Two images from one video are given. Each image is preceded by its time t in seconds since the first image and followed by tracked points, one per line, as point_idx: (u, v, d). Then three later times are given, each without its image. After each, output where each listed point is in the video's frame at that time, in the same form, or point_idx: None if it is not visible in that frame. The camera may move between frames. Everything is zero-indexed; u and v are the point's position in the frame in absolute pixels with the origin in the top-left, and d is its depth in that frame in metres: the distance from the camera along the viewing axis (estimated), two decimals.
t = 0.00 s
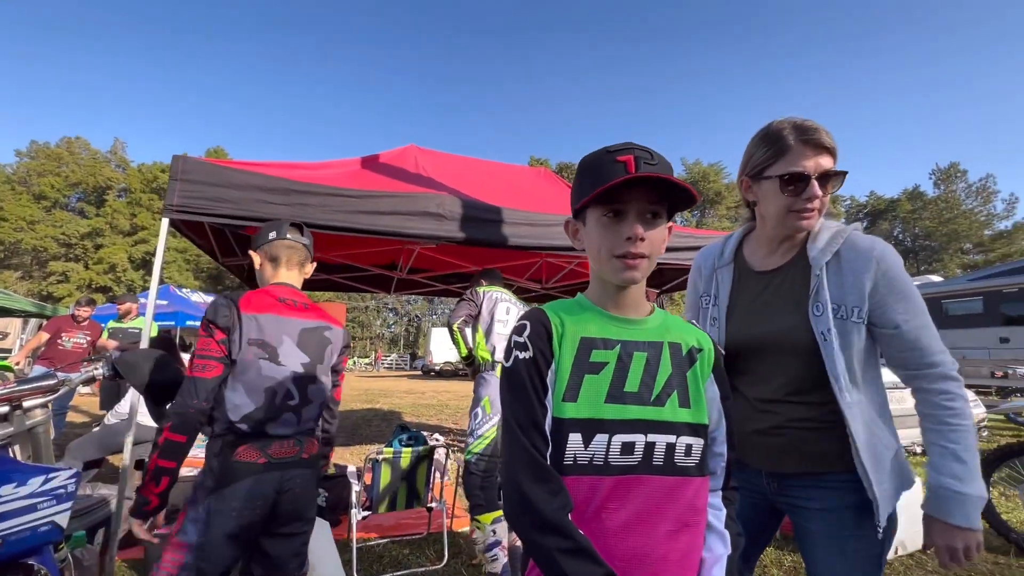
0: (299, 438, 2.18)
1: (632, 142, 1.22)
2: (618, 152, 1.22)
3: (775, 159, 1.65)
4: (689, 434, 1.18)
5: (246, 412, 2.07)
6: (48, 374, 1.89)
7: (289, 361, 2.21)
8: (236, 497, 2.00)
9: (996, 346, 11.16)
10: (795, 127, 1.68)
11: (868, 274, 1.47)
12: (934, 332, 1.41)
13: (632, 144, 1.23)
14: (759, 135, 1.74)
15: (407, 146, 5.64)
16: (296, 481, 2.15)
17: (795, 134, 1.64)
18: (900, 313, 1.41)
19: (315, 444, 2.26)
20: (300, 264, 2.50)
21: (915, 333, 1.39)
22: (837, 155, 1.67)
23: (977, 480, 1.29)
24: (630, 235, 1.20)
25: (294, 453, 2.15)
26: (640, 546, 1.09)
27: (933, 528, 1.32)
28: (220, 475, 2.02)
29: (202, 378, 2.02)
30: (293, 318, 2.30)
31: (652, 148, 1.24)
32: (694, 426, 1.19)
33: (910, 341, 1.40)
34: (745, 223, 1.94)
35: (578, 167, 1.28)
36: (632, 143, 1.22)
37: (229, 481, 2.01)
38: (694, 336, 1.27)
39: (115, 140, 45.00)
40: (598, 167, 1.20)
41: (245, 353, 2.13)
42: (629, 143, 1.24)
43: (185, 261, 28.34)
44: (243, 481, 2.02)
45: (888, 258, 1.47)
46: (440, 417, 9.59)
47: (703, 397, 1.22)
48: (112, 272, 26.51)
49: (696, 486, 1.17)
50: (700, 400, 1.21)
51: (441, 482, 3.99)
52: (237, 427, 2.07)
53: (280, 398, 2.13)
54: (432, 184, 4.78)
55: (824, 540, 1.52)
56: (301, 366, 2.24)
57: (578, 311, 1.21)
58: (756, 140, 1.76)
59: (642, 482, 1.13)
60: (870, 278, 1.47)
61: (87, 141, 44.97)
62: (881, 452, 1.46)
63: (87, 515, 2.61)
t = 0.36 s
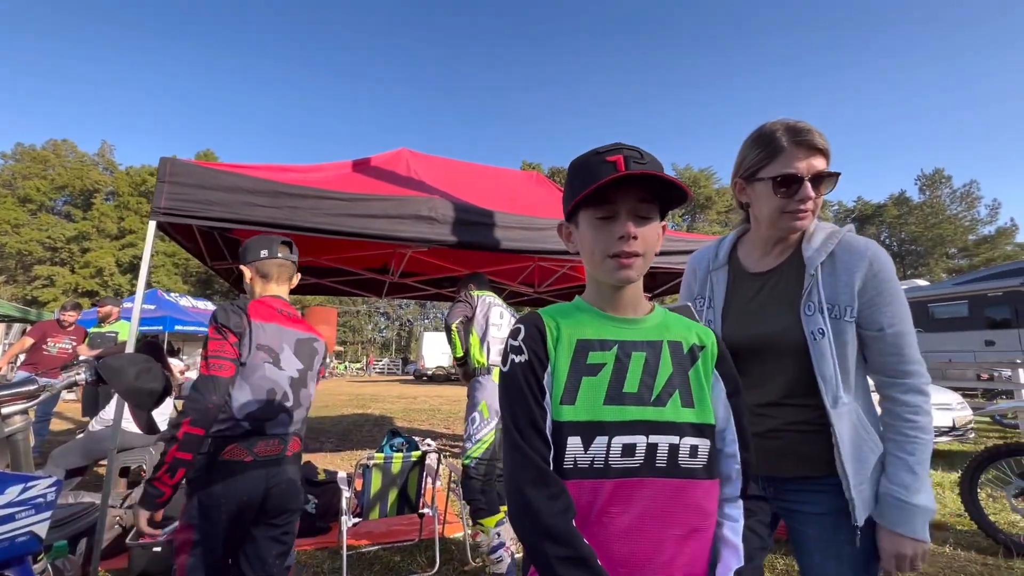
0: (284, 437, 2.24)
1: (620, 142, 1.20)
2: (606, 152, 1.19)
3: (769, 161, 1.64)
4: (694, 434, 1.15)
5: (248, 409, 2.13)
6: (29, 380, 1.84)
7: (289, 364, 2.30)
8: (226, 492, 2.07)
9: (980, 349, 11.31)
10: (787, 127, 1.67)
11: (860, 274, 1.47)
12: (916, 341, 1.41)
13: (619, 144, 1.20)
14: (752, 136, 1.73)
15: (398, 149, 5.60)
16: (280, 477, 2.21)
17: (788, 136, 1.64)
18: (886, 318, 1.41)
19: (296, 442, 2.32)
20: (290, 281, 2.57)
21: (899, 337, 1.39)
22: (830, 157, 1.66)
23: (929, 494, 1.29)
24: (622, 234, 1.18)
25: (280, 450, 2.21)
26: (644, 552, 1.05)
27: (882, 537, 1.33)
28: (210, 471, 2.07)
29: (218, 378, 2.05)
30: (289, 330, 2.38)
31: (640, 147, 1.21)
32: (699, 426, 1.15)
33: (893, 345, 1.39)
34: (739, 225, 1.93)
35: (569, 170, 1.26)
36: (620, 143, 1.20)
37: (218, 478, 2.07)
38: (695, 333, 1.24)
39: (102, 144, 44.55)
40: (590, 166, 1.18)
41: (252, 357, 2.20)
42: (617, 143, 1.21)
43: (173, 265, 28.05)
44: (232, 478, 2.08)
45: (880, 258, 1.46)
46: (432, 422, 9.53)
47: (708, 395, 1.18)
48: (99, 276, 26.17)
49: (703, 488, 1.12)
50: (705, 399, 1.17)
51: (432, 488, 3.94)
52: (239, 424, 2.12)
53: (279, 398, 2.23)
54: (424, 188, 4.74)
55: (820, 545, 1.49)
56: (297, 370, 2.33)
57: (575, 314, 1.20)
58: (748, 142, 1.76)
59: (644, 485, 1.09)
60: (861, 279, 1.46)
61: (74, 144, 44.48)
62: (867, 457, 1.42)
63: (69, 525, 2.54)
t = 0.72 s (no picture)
0: (268, 443, 2.27)
1: (581, 150, 1.23)
2: (569, 161, 1.24)
3: (728, 180, 1.73)
4: (685, 431, 1.08)
5: (229, 416, 2.22)
6: (21, 386, 1.83)
7: (265, 366, 2.35)
8: (208, 494, 2.16)
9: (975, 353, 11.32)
10: (755, 144, 1.70)
11: (848, 272, 1.47)
12: (908, 338, 1.41)
13: (581, 151, 1.24)
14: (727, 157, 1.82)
15: (395, 154, 5.60)
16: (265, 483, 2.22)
17: (743, 153, 1.70)
18: (879, 315, 1.40)
19: (285, 450, 2.33)
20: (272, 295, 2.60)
21: (890, 335, 1.38)
22: (792, 163, 1.63)
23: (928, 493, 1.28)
24: (580, 238, 1.21)
25: (263, 456, 2.24)
26: (632, 555, 1.01)
27: (875, 536, 1.30)
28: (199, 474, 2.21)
29: (190, 396, 2.16)
30: (264, 334, 2.43)
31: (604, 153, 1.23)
32: (691, 423, 1.08)
33: (884, 343, 1.39)
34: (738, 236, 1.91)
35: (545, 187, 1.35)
36: (580, 150, 1.23)
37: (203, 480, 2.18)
38: (687, 325, 1.17)
39: (97, 149, 44.43)
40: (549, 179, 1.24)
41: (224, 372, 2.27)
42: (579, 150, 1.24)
43: (168, 270, 27.93)
44: (213, 480, 2.17)
45: (865, 259, 1.47)
46: (428, 428, 9.48)
47: (703, 389, 1.10)
48: (92, 282, 26.00)
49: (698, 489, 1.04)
50: (703, 393, 1.10)
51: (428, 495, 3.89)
52: (217, 431, 2.20)
53: (258, 402, 2.29)
54: (420, 192, 4.73)
55: (819, 553, 1.46)
56: (275, 372, 2.38)
57: (565, 316, 1.23)
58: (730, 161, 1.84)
59: (630, 484, 1.04)
60: (850, 277, 1.47)
61: (69, 150, 44.35)
62: (858, 455, 1.41)
63: (59, 534, 2.50)
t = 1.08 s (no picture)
0: (279, 447, 2.26)
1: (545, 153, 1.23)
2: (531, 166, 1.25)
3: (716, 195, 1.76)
4: (648, 432, 1.01)
5: (236, 418, 2.22)
6: (21, 394, 1.82)
7: (271, 370, 2.36)
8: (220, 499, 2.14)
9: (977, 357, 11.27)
10: (741, 158, 1.72)
11: (845, 275, 1.46)
12: (907, 340, 1.40)
13: (546, 154, 1.23)
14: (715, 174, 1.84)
15: (396, 161, 5.60)
16: (278, 488, 2.22)
17: (725, 169, 1.72)
18: (875, 318, 1.39)
19: (298, 453, 2.32)
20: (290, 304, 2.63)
21: (888, 337, 1.38)
22: (773, 174, 1.63)
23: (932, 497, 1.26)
24: (534, 241, 1.21)
25: (273, 460, 2.23)
26: (589, 562, 0.97)
27: (877, 542, 1.30)
28: (210, 479, 2.19)
29: (202, 394, 2.22)
30: (275, 339, 2.45)
31: (562, 152, 1.21)
32: (653, 423, 1.01)
33: (882, 345, 1.39)
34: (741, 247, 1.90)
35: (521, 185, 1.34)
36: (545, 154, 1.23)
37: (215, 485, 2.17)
38: (660, 321, 1.11)
39: (99, 156, 44.62)
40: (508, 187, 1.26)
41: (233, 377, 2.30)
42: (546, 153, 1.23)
43: (169, 277, 27.98)
44: (225, 484, 2.16)
45: (860, 263, 1.47)
46: (429, 434, 9.47)
47: (668, 385, 1.03)
48: (93, 288, 26.00)
49: (656, 494, 0.97)
50: (670, 391, 1.03)
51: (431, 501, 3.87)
52: (229, 434, 2.21)
53: (265, 404, 2.27)
54: (420, 198, 4.74)
55: (822, 560, 1.44)
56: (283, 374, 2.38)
57: (545, 320, 1.26)
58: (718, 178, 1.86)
59: (586, 486, 1.00)
60: (847, 280, 1.46)
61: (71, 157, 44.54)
62: (858, 458, 1.40)
63: (59, 542, 2.49)
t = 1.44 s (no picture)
0: (322, 451, 2.40)
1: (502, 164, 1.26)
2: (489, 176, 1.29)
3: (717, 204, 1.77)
4: (588, 440, 1.05)
5: (276, 423, 2.31)
6: (30, 400, 1.82)
7: (303, 376, 2.46)
8: (270, 510, 2.22)
9: (984, 363, 11.16)
10: (741, 167, 1.73)
11: (845, 280, 1.47)
12: (907, 343, 1.41)
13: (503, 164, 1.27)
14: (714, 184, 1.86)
15: (401, 168, 5.64)
16: (323, 490, 2.38)
17: (726, 178, 1.73)
18: (875, 322, 1.40)
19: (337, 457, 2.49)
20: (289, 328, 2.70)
21: (887, 341, 1.38)
22: (774, 181, 1.65)
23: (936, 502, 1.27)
24: (490, 251, 1.25)
25: (319, 464, 2.38)
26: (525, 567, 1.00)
27: (883, 546, 1.30)
28: (253, 492, 2.23)
29: (218, 407, 2.24)
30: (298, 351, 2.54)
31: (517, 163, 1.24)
32: (593, 431, 1.05)
33: (882, 349, 1.39)
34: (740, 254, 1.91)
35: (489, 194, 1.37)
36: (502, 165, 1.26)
37: (260, 497, 2.22)
38: (607, 331, 1.16)
39: (106, 164, 45.00)
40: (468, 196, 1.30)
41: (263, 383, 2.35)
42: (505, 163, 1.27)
43: (174, 283, 28.12)
44: (272, 497, 2.22)
45: (859, 268, 1.48)
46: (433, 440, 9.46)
47: (610, 395, 1.07)
48: (99, 295, 26.13)
49: (593, 501, 1.00)
50: (611, 401, 1.06)
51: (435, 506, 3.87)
52: (269, 438, 2.29)
53: (302, 408, 2.39)
54: (425, 205, 4.77)
55: (828, 564, 1.43)
56: (314, 382, 2.49)
57: (498, 330, 1.31)
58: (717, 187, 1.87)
59: (526, 492, 1.04)
60: (847, 285, 1.46)
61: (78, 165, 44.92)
62: (860, 460, 1.40)
63: (66, 548, 2.51)
